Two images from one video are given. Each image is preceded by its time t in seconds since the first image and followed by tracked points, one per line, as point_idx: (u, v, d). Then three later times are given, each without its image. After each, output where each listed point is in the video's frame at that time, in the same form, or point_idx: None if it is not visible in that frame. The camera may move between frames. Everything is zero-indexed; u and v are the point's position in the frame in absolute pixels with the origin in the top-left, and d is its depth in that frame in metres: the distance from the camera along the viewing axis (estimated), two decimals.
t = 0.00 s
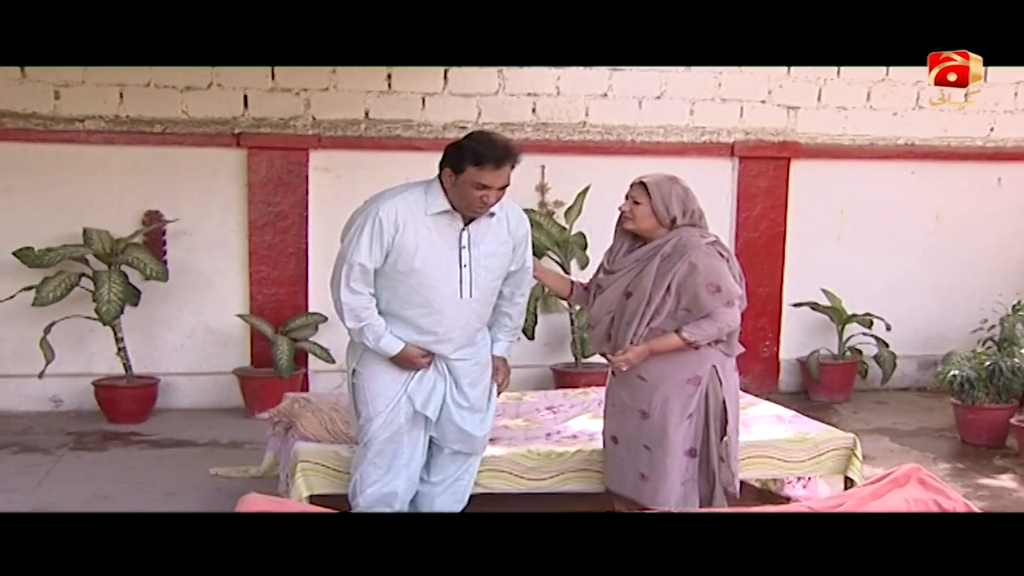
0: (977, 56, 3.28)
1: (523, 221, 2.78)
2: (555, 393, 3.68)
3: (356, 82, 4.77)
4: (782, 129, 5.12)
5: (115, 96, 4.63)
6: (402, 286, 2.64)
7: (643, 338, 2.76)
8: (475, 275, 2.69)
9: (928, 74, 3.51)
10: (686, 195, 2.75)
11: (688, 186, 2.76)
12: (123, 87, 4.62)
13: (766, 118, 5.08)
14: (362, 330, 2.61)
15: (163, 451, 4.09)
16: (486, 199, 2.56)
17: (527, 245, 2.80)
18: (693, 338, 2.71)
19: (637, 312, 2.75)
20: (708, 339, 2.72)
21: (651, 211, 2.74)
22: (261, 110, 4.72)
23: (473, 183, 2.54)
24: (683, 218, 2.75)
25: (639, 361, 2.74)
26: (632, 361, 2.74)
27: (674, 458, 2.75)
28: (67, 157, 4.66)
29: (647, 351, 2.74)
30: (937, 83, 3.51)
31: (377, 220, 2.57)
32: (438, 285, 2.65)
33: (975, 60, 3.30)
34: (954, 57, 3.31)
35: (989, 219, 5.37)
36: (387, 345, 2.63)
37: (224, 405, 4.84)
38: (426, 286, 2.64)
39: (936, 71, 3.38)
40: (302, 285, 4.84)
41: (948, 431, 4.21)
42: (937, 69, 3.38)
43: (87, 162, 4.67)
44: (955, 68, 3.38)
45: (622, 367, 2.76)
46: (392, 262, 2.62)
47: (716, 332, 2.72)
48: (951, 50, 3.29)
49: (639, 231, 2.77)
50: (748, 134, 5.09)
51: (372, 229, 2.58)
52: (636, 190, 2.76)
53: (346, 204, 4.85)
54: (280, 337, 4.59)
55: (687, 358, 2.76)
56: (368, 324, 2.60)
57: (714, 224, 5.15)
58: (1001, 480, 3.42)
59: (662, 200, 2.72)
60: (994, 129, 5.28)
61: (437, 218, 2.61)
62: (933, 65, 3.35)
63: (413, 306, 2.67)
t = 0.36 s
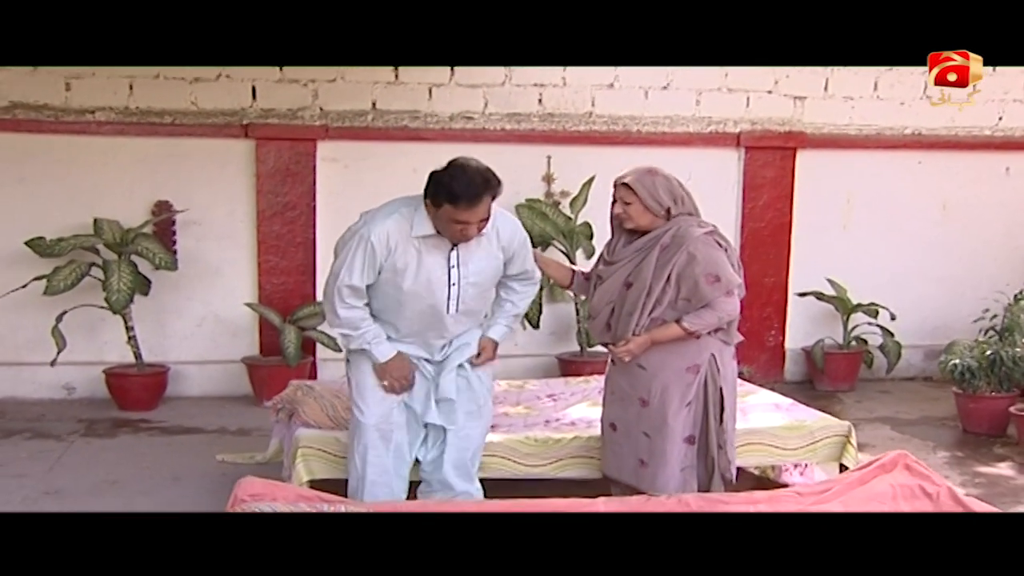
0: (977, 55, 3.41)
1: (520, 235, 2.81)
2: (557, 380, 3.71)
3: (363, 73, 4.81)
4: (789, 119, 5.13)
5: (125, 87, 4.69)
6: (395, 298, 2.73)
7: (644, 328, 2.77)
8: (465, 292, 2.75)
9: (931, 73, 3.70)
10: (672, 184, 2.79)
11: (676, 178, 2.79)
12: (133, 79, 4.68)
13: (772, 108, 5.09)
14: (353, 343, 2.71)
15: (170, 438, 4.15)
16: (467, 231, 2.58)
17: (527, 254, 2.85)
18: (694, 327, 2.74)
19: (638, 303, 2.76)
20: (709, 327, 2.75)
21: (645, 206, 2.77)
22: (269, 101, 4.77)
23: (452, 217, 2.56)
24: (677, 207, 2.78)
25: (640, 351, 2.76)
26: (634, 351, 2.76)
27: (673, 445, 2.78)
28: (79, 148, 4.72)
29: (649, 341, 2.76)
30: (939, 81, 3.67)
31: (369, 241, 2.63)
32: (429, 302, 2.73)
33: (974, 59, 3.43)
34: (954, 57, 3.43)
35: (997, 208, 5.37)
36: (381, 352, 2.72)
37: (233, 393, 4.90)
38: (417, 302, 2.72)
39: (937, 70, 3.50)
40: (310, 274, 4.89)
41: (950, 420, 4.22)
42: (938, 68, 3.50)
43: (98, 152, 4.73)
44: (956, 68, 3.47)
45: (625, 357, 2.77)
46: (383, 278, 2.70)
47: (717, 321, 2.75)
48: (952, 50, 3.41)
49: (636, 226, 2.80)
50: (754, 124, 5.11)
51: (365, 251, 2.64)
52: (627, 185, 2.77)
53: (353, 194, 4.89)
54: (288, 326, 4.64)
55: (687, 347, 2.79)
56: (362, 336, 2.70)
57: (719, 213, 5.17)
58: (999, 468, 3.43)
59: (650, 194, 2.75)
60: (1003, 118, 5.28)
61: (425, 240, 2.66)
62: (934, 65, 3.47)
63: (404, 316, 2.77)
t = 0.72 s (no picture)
0: (977, 55, 3.41)
1: (521, 280, 2.78)
2: (561, 368, 3.75)
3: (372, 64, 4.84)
4: (796, 108, 5.14)
5: (136, 78, 4.74)
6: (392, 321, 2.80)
7: (660, 322, 2.78)
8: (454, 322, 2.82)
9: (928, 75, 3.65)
10: (663, 175, 2.80)
11: (667, 170, 2.80)
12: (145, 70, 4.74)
13: (779, 97, 5.09)
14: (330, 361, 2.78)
15: (181, 424, 4.21)
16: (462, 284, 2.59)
17: (525, 299, 2.82)
18: (709, 317, 2.75)
19: (650, 297, 2.77)
20: (723, 316, 2.76)
21: (643, 202, 2.79)
22: (279, 92, 4.82)
23: (449, 271, 2.56)
24: (674, 199, 2.80)
25: (659, 345, 2.77)
26: (652, 345, 2.77)
27: (689, 433, 2.81)
28: (90, 138, 4.78)
29: (666, 334, 2.77)
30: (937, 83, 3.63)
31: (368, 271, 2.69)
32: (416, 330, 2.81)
33: (975, 60, 3.43)
34: (955, 58, 3.41)
35: (1006, 198, 5.36)
36: (358, 368, 2.79)
37: (244, 381, 4.96)
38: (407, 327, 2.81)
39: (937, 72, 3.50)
40: (319, 264, 4.94)
41: (955, 409, 4.23)
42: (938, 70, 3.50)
43: (109, 143, 4.79)
44: (956, 68, 3.46)
45: (644, 352, 2.78)
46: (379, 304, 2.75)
47: (731, 308, 2.76)
48: (949, 52, 3.40)
49: (637, 224, 2.82)
50: (762, 114, 5.11)
51: (367, 279, 2.69)
52: (620, 184, 2.79)
53: (362, 183, 4.94)
54: (298, 315, 4.69)
55: (704, 337, 2.80)
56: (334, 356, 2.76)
57: (726, 203, 5.19)
58: (999, 456, 3.45)
59: (645, 191, 2.77)
60: (1012, 107, 5.28)
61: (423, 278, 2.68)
62: (934, 66, 3.48)
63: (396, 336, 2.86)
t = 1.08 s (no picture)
0: (976, 55, 3.52)
1: (532, 313, 2.85)
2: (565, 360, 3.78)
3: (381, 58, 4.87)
4: (804, 101, 5.14)
5: (147, 73, 4.79)
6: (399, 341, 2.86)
7: (679, 319, 2.81)
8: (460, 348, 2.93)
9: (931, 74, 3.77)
10: (672, 173, 2.82)
11: (677, 168, 2.83)
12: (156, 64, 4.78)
13: (788, 90, 5.10)
14: (320, 378, 2.77)
15: (190, 415, 4.26)
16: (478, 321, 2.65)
17: (534, 329, 2.90)
18: (727, 312, 2.75)
19: (668, 295, 2.80)
20: (742, 311, 2.76)
21: (655, 201, 2.82)
22: (289, 86, 4.86)
23: (470, 310, 2.61)
24: (685, 195, 2.82)
25: (680, 341, 2.80)
26: (674, 343, 2.80)
27: (707, 427, 2.84)
28: (103, 132, 4.83)
29: (687, 330, 2.79)
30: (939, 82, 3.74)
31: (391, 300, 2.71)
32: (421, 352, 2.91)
33: (974, 59, 3.52)
34: (954, 57, 3.54)
35: (1015, 192, 5.36)
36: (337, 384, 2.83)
37: (254, 372, 5.01)
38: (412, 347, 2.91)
39: (938, 72, 3.61)
40: (329, 257, 4.99)
41: (960, 402, 4.24)
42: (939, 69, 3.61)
43: (121, 137, 4.84)
44: (955, 68, 3.59)
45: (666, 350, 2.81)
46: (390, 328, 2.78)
47: (748, 303, 2.76)
48: (951, 50, 3.52)
49: (652, 221, 2.85)
50: (770, 107, 5.12)
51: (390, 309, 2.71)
52: (630, 185, 2.83)
53: (371, 176, 4.98)
54: (308, 307, 4.73)
55: (723, 332, 2.81)
56: (326, 374, 2.77)
57: (734, 196, 5.20)
58: (1001, 448, 3.47)
59: (654, 188, 2.80)
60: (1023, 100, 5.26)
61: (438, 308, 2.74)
62: (935, 66, 3.58)
63: (400, 353, 2.95)
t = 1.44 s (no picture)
0: (975, 55, 3.58)
1: (528, 305, 2.94)
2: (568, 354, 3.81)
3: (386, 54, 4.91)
4: (809, 96, 5.15)
5: (155, 69, 4.83)
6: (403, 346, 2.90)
7: (680, 315, 2.83)
8: (468, 356, 2.97)
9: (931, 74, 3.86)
10: (677, 169, 2.84)
11: (681, 166, 2.84)
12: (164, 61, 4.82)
13: (793, 85, 5.11)
14: (315, 372, 2.79)
15: (197, 408, 4.31)
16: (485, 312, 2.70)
17: (537, 322, 2.97)
18: (725, 310, 2.76)
19: (668, 291, 2.82)
20: (741, 309, 2.76)
21: (659, 197, 2.84)
22: (295, 82, 4.90)
23: (474, 299, 2.67)
24: (688, 192, 2.83)
25: (680, 338, 2.82)
26: (674, 339, 2.83)
27: (706, 421, 2.86)
28: (112, 128, 4.88)
29: (687, 327, 2.82)
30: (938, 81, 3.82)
31: (396, 301, 2.76)
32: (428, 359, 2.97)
33: (974, 59, 3.58)
34: (954, 57, 3.60)
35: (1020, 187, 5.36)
36: (329, 383, 2.84)
37: (261, 366, 5.06)
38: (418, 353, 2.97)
39: (937, 71, 3.69)
40: (335, 252, 5.03)
41: (962, 396, 4.26)
42: (939, 68, 3.69)
43: (129, 133, 4.88)
44: (955, 68, 3.67)
45: (667, 345, 2.84)
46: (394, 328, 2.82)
47: (747, 302, 2.76)
48: (951, 51, 3.58)
49: (656, 217, 2.88)
50: (775, 102, 5.13)
51: (397, 305, 2.76)
52: (634, 181, 2.87)
53: (377, 172, 5.01)
54: (314, 302, 4.77)
55: (724, 328, 2.82)
56: (323, 369, 2.79)
57: (738, 190, 5.22)
58: (1000, 442, 3.49)
59: (656, 185, 2.82)
60: None
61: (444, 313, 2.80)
62: (934, 66, 3.66)
63: (407, 361, 3.01)
